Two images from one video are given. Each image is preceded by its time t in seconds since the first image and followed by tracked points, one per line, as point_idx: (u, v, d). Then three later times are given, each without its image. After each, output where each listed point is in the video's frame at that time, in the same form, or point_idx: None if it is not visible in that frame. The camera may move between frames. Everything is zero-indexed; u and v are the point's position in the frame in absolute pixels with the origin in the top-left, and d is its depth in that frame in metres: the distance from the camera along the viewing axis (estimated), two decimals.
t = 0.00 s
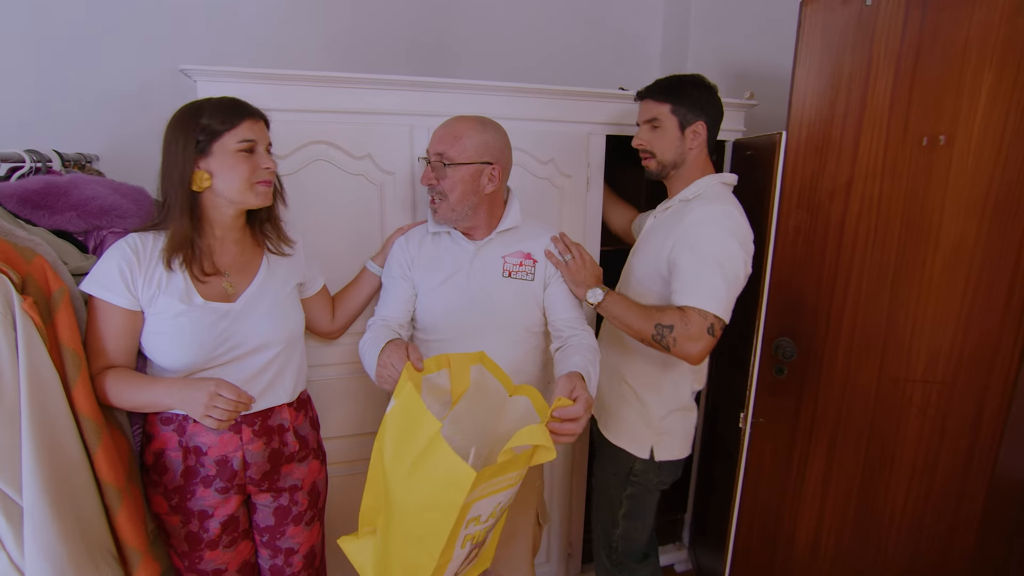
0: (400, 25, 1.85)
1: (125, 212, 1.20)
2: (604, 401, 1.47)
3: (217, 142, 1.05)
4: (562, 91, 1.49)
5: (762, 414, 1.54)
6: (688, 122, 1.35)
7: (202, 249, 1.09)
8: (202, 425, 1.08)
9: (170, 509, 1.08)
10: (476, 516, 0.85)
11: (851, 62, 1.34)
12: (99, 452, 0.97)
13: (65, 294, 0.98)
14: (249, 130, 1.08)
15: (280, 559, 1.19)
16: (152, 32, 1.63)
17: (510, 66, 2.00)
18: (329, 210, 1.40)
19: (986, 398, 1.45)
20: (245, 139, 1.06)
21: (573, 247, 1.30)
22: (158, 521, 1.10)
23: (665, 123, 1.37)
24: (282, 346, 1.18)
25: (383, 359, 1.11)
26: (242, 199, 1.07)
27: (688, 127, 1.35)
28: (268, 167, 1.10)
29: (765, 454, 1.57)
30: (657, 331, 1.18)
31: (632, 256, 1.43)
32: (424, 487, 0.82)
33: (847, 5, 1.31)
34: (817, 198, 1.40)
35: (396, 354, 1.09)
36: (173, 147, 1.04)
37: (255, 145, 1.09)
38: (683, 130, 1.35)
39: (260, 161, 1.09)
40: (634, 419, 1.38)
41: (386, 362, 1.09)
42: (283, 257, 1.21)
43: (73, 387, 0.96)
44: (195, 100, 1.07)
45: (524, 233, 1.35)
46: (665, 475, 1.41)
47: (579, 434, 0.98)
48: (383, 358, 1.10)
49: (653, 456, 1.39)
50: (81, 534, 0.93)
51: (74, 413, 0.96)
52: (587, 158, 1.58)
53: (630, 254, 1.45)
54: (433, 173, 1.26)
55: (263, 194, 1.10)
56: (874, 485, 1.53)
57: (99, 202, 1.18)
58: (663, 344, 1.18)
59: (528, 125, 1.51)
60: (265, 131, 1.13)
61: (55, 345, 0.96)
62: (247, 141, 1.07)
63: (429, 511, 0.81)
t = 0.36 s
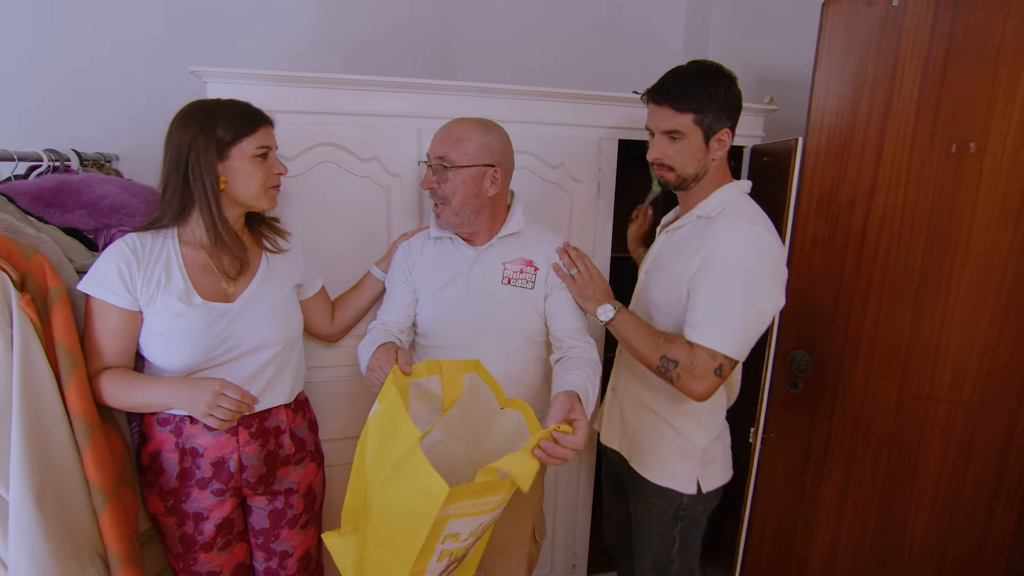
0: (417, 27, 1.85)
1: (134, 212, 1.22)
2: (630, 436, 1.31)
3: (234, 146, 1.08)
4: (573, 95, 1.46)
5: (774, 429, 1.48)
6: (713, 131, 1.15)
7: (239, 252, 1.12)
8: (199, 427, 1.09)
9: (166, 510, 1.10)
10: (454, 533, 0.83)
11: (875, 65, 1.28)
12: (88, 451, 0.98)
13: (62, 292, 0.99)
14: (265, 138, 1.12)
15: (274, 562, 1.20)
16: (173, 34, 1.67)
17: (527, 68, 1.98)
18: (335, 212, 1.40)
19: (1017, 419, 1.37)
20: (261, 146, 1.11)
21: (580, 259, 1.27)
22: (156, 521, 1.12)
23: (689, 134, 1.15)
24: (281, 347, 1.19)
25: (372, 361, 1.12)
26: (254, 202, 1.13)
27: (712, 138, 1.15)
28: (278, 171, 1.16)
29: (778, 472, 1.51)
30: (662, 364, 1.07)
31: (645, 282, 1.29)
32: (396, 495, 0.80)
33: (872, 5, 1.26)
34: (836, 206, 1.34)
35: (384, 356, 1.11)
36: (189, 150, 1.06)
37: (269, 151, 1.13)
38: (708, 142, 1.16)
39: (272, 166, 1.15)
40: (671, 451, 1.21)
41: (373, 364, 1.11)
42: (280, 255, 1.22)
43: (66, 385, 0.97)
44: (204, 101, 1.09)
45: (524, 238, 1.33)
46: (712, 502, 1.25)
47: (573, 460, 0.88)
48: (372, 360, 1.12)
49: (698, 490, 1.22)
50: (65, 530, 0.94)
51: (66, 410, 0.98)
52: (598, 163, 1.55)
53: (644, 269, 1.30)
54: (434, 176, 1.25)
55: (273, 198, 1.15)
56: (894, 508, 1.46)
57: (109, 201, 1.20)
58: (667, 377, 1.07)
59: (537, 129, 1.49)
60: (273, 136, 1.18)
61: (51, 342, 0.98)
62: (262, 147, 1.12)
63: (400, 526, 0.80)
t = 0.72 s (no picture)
0: (418, 30, 1.87)
1: (136, 210, 1.24)
2: (630, 450, 1.30)
3: (229, 153, 1.10)
4: (571, 99, 1.48)
5: (764, 432, 1.50)
6: (733, 139, 1.10)
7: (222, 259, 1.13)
8: (193, 425, 1.11)
9: (161, 506, 1.11)
10: (474, 524, 0.88)
11: (866, 74, 1.30)
12: (87, 446, 0.98)
13: (65, 288, 1.00)
14: (263, 147, 1.13)
15: (269, 559, 1.22)
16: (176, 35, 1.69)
17: (526, 72, 2.00)
18: (334, 212, 1.43)
19: (1001, 426, 1.38)
20: (258, 154, 1.12)
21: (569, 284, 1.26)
22: (152, 517, 1.13)
23: (708, 144, 1.11)
24: (276, 347, 1.21)
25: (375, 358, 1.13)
26: (248, 209, 1.14)
27: (733, 146, 1.11)
28: (274, 180, 1.16)
29: (768, 474, 1.52)
30: (661, 386, 1.06)
31: (653, 306, 1.25)
32: (420, 488, 0.82)
33: (864, 15, 1.28)
34: (827, 213, 1.36)
35: (388, 355, 1.11)
36: (185, 155, 1.08)
37: (265, 160, 1.14)
38: (727, 149, 1.11)
39: (268, 174, 1.15)
40: (670, 473, 1.20)
41: (378, 362, 1.12)
42: (278, 256, 1.24)
43: (66, 380, 0.98)
44: (206, 102, 1.11)
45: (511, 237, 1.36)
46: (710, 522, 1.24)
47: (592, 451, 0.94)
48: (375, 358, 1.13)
49: (698, 513, 1.20)
50: (65, 523, 0.95)
51: (66, 405, 0.99)
52: (594, 166, 1.57)
53: (653, 283, 1.27)
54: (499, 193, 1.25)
55: (266, 205, 1.16)
56: (880, 512, 1.48)
57: (112, 200, 1.22)
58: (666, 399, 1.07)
59: (535, 133, 1.51)
60: (275, 143, 1.19)
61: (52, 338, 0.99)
62: (259, 156, 1.12)
63: (423, 523, 0.83)
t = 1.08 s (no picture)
0: (407, 34, 1.95)
1: (143, 209, 1.28)
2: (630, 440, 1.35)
3: (231, 159, 1.12)
4: (559, 102, 1.56)
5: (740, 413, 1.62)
6: (737, 142, 1.17)
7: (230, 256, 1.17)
8: (206, 415, 1.15)
9: (176, 492, 1.16)
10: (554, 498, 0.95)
11: (832, 80, 1.42)
12: (109, 432, 1.05)
13: (84, 284, 1.05)
14: (264, 154, 1.15)
15: (279, 544, 1.27)
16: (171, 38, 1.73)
17: (511, 76, 2.09)
18: (334, 211, 1.48)
19: (953, 404, 1.51)
20: (259, 162, 1.14)
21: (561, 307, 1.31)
22: (166, 503, 1.18)
23: (714, 149, 1.17)
24: (283, 341, 1.25)
25: (417, 366, 1.04)
26: (250, 213, 1.16)
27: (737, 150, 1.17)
28: (275, 185, 1.19)
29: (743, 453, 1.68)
30: (735, 398, 1.08)
31: (659, 306, 1.29)
32: (511, 473, 0.89)
33: (829, 26, 1.39)
34: (798, 207, 1.49)
35: (437, 363, 1.03)
36: (193, 157, 1.11)
37: (268, 165, 1.17)
38: (733, 153, 1.18)
39: (270, 178, 1.18)
40: (675, 463, 1.27)
41: (423, 370, 1.03)
42: (285, 252, 1.29)
43: (88, 371, 1.04)
44: (218, 103, 1.14)
45: (496, 232, 1.45)
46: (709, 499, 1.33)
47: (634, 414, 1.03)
48: (420, 366, 1.03)
49: (699, 494, 1.29)
50: (91, 506, 1.01)
51: (89, 395, 1.04)
52: (580, 166, 1.65)
53: (655, 285, 1.30)
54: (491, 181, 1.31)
55: (268, 209, 1.19)
56: (847, 486, 1.60)
57: (119, 199, 1.26)
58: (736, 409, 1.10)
59: (524, 134, 1.59)
60: (280, 149, 1.21)
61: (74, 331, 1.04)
62: (261, 163, 1.15)
63: (522, 497, 0.90)
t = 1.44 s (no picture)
0: (398, 35, 2.02)
1: (149, 209, 1.30)
2: (637, 429, 1.40)
3: (239, 162, 1.15)
4: (552, 100, 1.61)
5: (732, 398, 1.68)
6: (698, 131, 1.23)
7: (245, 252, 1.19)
8: (221, 409, 1.18)
9: (192, 485, 1.19)
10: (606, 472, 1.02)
11: (813, 77, 1.49)
12: (128, 427, 1.08)
13: (100, 282, 1.08)
14: (272, 158, 1.18)
15: (292, 534, 1.30)
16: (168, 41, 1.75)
17: (499, 76, 2.17)
18: (336, 209, 1.51)
19: (931, 383, 1.58)
20: (267, 165, 1.17)
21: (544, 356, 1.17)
22: (181, 496, 1.21)
23: (676, 132, 1.25)
24: (294, 336, 1.28)
25: (450, 368, 1.11)
26: (258, 213, 1.20)
27: (698, 137, 1.23)
28: (283, 188, 1.22)
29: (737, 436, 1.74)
30: (740, 380, 1.20)
31: (664, 300, 1.33)
32: (568, 452, 0.95)
33: (810, 25, 1.46)
34: (783, 199, 1.57)
35: (471, 363, 1.10)
36: (205, 158, 1.14)
37: (275, 169, 1.19)
38: (693, 139, 1.24)
39: (277, 182, 1.20)
40: (688, 446, 1.33)
41: (459, 370, 1.10)
42: (296, 250, 1.32)
43: (106, 368, 1.06)
44: (228, 104, 1.17)
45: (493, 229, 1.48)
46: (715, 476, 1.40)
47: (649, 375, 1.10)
48: (454, 368, 1.10)
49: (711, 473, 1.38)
50: (112, 499, 1.03)
51: (107, 391, 1.06)
52: (574, 161, 1.70)
53: (659, 279, 1.33)
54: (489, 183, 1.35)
55: (275, 210, 1.22)
56: (833, 464, 1.68)
57: (126, 200, 1.27)
58: (743, 388, 1.21)
59: (520, 131, 1.63)
60: (288, 152, 1.24)
61: (91, 328, 1.06)
62: (268, 167, 1.17)
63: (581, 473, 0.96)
